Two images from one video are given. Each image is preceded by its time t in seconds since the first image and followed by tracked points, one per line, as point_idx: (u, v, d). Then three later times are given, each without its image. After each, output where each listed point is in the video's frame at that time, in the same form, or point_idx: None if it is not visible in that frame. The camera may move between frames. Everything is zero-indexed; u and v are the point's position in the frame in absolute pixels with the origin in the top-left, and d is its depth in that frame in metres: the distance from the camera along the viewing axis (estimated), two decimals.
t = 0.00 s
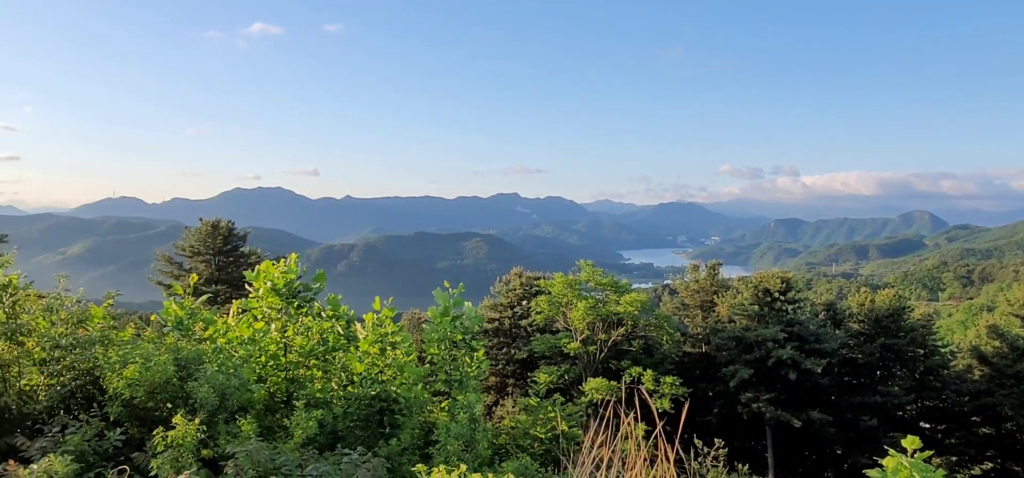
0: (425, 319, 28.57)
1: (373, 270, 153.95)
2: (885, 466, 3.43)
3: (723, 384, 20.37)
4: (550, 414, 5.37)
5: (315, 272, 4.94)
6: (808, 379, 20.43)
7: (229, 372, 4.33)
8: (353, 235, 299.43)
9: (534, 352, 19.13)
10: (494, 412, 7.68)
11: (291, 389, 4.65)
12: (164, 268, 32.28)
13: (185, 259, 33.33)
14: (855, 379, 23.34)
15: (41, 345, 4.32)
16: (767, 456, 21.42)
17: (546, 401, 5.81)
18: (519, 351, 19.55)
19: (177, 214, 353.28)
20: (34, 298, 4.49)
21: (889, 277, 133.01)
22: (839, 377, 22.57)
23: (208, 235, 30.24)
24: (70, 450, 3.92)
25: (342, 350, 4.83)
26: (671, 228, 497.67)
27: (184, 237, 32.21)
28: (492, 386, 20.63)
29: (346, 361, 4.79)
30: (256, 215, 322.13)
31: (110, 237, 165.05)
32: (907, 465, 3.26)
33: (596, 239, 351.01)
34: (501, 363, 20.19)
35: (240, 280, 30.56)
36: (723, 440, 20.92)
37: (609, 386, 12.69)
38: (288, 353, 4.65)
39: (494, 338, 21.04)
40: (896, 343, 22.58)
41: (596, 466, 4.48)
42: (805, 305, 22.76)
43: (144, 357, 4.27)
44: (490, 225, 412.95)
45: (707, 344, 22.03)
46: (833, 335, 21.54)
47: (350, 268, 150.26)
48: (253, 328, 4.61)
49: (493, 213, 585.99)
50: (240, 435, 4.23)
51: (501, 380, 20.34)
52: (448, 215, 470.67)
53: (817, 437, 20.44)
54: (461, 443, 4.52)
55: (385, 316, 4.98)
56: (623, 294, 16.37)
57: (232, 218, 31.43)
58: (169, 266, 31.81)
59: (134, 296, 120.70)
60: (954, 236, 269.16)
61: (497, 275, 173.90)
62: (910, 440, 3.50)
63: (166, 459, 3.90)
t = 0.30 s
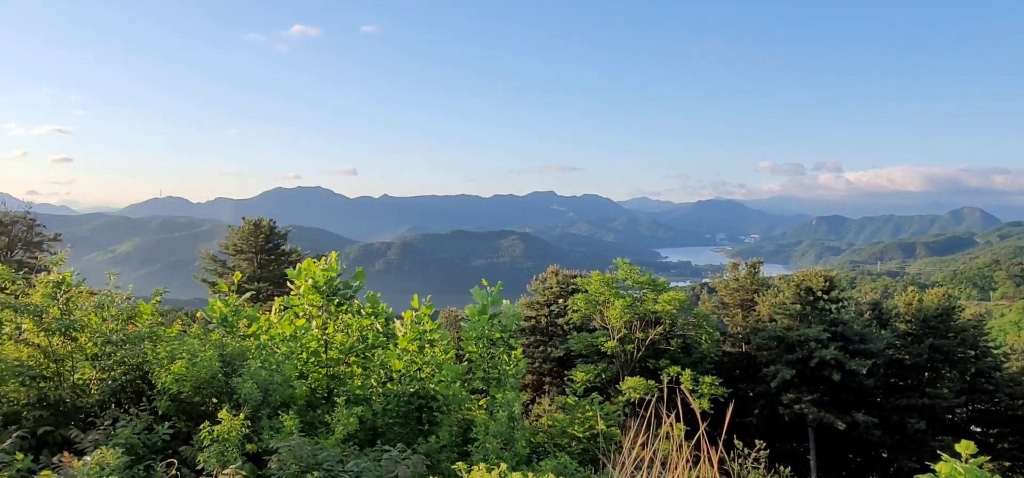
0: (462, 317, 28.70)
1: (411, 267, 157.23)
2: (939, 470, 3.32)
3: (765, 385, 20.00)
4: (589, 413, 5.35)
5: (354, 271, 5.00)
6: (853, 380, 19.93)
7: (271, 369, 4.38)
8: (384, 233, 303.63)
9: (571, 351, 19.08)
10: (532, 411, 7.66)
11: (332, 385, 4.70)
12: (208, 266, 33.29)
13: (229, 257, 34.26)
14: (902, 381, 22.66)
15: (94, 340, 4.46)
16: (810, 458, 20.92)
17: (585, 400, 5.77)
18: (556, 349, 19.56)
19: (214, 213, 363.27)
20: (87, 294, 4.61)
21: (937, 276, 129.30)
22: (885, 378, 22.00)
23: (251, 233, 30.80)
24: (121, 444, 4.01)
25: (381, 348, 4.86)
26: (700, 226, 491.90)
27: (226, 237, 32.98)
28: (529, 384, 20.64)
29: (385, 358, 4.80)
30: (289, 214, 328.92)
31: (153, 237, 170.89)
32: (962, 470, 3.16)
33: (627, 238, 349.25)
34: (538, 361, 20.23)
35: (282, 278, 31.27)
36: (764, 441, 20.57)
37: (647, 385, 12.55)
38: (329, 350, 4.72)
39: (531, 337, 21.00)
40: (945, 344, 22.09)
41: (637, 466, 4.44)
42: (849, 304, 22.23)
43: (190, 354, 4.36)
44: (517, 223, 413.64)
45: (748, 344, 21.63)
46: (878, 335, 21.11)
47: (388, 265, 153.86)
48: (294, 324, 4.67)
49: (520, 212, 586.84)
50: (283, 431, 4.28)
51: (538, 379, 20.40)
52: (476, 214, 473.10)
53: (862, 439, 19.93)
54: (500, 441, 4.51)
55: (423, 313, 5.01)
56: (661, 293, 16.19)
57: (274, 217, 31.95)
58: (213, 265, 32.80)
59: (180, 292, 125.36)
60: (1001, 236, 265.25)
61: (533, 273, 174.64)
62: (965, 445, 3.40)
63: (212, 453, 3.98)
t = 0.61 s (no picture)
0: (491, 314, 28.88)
1: (438, 263, 159.88)
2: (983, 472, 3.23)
3: (797, 383, 19.81)
4: (618, 410, 5.33)
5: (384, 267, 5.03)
6: (888, 378, 19.62)
7: (303, 365, 4.42)
8: (408, 231, 306.85)
9: (600, 348, 19.08)
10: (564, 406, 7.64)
11: (362, 381, 4.73)
12: (241, 262, 34.35)
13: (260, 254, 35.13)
14: (939, 379, 22.32)
15: (130, 336, 4.52)
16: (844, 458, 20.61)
17: (614, 397, 5.75)
18: (584, 346, 19.56)
19: (243, 212, 371.87)
20: (124, 291, 4.68)
21: (981, 272, 126.50)
22: (921, 377, 21.63)
23: (282, 230, 31.24)
24: (158, 437, 4.08)
25: (411, 343, 4.87)
26: (723, 223, 487.69)
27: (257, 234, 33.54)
28: (557, 381, 20.66)
29: (415, 355, 4.83)
30: (315, 212, 334.53)
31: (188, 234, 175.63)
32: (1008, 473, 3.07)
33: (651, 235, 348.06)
34: (566, 358, 20.21)
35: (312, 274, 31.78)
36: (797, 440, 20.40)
37: (677, 382, 12.47)
38: (359, 346, 4.74)
39: (559, 333, 21.03)
40: (985, 342, 21.89)
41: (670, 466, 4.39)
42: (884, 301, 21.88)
43: (223, 349, 4.41)
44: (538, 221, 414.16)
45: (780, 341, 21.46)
46: (914, 333, 21.06)
47: (415, 262, 156.76)
48: (325, 320, 4.76)
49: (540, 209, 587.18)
50: (315, 426, 4.32)
51: (565, 376, 20.40)
52: (497, 211, 475.00)
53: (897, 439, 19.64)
54: (531, 438, 4.52)
55: (453, 309, 5.02)
56: (690, 290, 16.25)
57: (305, 214, 32.43)
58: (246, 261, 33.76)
59: (215, 289, 128.89)
60: None
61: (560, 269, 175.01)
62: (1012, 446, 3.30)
63: (247, 447, 4.03)
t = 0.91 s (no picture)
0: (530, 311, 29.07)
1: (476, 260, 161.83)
2: None
3: (842, 383, 19.43)
4: (658, 409, 5.30)
5: (424, 264, 5.09)
6: (937, 378, 19.05)
7: (346, 361, 4.49)
8: (439, 228, 310.20)
9: (638, 346, 19.00)
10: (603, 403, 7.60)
11: (403, 377, 4.78)
12: (284, 260, 35.16)
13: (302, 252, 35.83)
14: (990, 380, 21.56)
15: (180, 332, 4.65)
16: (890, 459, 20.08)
17: (652, 395, 5.72)
18: (622, 344, 19.52)
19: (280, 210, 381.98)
20: (173, 288, 4.79)
21: None
22: (972, 377, 20.95)
23: (323, 229, 32.06)
24: (206, 431, 4.18)
25: (450, 341, 4.92)
26: (757, 219, 480.49)
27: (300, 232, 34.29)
28: (595, 379, 20.66)
29: (454, 351, 4.87)
30: (350, 210, 341.32)
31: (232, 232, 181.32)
32: None
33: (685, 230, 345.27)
34: (604, 356, 20.19)
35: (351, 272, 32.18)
36: (842, 441, 20.06)
37: (717, 381, 12.33)
38: (399, 342, 4.79)
39: (597, 331, 21.02)
40: None
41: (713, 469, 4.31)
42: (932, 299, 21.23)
43: (268, 345, 4.48)
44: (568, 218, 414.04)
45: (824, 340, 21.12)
46: (966, 332, 20.53)
47: (453, 259, 159.20)
48: (366, 317, 4.82)
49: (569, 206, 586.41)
50: (358, 421, 4.37)
51: (603, 373, 20.39)
52: (527, 208, 476.29)
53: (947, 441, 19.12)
54: (571, 437, 4.50)
55: (492, 306, 5.08)
56: (731, 287, 16.02)
57: (344, 213, 33.08)
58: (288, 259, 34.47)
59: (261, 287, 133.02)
60: None
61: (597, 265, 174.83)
62: None
63: (292, 442, 4.09)
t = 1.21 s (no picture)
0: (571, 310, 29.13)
1: (517, 260, 162.99)
2: None
3: (895, 385, 18.87)
4: (702, 409, 5.21)
5: (466, 263, 5.14)
6: (996, 381, 18.27)
7: (389, 358, 4.56)
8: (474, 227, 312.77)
9: (680, 345, 18.89)
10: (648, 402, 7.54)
11: (445, 375, 4.83)
12: (329, 259, 35.90)
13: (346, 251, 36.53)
14: None
15: (231, 329, 4.77)
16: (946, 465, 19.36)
17: (697, 395, 5.64)
18: (665, 343, 19.48)
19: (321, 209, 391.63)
20: (224, 286, 4.93)
21: None
22: None
23: (366, 228, 32.70)
24: (256, 426, 4.27)
25: (491, 338, 4.94)
26: (797, 216, 469.51)
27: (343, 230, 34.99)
28: (637, 378, 20.59)
29: (495, 350, 4.89)
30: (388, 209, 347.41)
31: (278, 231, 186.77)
32: None
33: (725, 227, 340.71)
34: (646, 355, 20.14)
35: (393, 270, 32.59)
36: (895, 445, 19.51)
37: (761, 382, 12.13)
38: (442, 341, 4.84)
39: (639, 330, 20.92)
40: None
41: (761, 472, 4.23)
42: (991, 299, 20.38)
43: (315, 342, 4.56)
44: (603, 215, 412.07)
45: (875, 341, 20.56)
46: None
47: (495, 258, 160.69)
48: (409, 315, 4.89)
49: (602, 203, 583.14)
50: (402, 418, 4.42)
51: (646, 373, 20.34)
52: (561, 206, 476.03)
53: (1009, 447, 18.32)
54: (614, 436, 4.46)
55: (533, 306, 5.11)
56: (777, 286, 15.64)
57: (386, 212, 33.61)
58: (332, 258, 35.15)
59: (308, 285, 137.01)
60: None
61: (638, 264, 173.76)
62: None
63: (338, 438, 4.15)
